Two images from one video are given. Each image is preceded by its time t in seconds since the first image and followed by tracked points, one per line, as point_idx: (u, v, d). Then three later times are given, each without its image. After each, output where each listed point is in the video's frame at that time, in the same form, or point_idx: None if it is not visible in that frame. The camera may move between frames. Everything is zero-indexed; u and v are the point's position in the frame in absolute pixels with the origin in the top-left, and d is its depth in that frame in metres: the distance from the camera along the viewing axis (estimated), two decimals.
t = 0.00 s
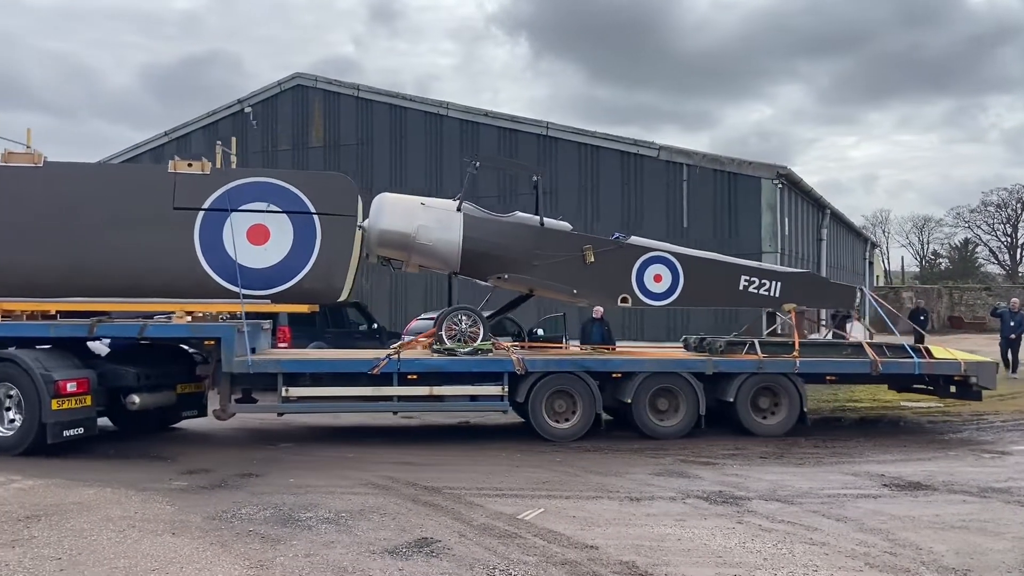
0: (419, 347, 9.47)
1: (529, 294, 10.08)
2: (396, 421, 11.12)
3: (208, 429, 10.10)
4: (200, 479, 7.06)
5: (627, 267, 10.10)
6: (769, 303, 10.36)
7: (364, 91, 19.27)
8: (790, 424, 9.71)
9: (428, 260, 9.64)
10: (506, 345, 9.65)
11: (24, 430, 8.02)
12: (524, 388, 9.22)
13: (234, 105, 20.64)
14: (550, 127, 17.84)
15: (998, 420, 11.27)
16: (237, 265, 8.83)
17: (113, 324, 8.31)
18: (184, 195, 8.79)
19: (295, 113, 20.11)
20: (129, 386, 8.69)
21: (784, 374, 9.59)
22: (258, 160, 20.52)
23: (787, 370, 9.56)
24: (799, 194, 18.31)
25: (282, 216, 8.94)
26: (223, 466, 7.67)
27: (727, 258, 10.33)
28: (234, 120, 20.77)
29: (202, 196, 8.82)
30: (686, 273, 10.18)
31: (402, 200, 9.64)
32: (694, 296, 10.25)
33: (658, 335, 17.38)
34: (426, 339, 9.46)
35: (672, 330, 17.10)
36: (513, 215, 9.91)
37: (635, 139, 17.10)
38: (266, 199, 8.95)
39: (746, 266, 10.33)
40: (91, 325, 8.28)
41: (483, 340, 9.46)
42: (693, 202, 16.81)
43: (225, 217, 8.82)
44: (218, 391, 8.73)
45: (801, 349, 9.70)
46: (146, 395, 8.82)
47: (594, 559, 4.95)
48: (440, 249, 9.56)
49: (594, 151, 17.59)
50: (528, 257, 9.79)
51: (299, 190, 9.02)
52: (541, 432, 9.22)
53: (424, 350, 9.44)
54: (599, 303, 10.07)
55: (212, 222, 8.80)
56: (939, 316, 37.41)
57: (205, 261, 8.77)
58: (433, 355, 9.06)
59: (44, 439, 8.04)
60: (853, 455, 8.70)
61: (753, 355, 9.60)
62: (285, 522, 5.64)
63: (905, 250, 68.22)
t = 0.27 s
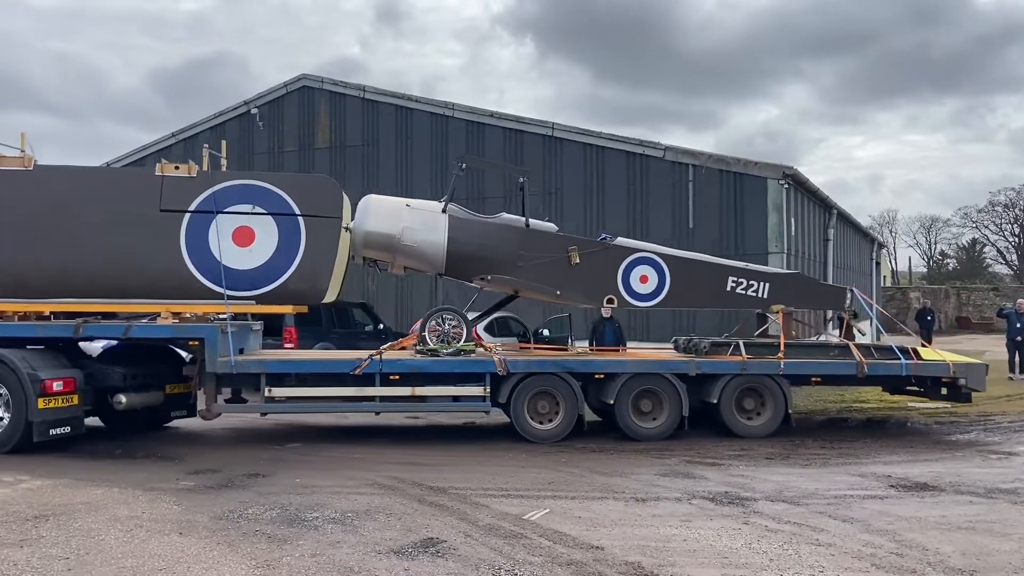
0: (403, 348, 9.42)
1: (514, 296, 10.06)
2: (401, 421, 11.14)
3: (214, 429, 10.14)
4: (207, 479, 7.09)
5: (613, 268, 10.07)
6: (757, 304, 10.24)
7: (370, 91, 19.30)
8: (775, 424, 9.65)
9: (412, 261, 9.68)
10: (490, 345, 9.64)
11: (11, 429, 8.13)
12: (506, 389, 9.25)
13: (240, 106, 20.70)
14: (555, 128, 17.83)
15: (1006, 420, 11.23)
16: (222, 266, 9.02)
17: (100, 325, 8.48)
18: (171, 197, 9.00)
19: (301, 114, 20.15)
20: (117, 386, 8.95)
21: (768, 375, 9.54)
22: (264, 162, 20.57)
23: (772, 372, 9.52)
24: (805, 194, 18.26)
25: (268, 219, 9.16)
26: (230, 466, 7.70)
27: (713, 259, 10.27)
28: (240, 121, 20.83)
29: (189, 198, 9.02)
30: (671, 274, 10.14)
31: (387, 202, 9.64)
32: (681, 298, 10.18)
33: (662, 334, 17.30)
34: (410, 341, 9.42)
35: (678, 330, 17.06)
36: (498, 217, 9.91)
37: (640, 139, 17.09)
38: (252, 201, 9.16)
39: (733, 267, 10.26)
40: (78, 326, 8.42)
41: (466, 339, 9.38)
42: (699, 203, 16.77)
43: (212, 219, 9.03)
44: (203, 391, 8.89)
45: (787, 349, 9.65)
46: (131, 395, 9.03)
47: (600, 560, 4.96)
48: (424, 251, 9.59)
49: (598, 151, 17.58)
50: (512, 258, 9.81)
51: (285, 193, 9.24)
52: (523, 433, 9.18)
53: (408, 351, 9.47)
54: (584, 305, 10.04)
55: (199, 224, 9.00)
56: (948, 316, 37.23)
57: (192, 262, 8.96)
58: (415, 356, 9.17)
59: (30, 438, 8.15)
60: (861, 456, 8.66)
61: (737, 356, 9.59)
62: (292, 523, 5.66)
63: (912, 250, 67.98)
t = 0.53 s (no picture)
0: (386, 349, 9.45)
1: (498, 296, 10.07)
2: (406, 421, 11.16)
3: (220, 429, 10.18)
4: (213, 479, 7.12)
5: (598, 269, 9.97)
6: (743, 304, 10.10)
7: (376, 91, 19.32)
8: (758, 425, 9.55)
9: (396, 262, 9.75)
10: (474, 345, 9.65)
11: None
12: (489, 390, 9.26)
13: (246, 108, 20.77)
14: (560, 129, 17.83)
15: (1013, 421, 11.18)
16: (206, 267, 9.12)
17: (84, 325, 8.65)
18: (157, 199, 9.10)
19: (307, 115, 20.20)
20: (102, 385, 9.10)
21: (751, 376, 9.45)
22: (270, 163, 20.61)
23: (754, 373, 9.43)
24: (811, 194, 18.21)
25: (252, 220, 9.24)
26: (235, 466, 7.74)
27: (699, 259, 10.16)
28: (247, 122, 20.89)
29: (174, 200, 9.12)
30: (657, 274, 10.03)
31: (372, 202, 9.75)
32: (668, 299, 10.07)
33: (667, 331, 17.30)
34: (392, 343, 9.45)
35: (684, 329, 17.02)
36: (482, 218, 9.90)
37: (646, 139, 17.07)
38: (238, 203, 9.25)
39: (720, 267, 10.12)
40: (63, 326, 8.60)
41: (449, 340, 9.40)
42: (705, 205, 16.75)
43: (197, 220, 9.13)
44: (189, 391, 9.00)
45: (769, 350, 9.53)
46: (117, 394, 9.16)
47: (605, 560, 4.96)
48: (408, 251, 9.66)
49: (603, 151, 17.58)
50: (493, 258, 9.81)
51: (270, 195, 9.32)
52: (504, 434, 9.20)
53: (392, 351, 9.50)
54: (568, 305, 9.97)
55: (184, 225, 9.11)
56: (955, 316, 37.09)
57: (177, 263, 9.06)
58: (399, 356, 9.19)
59: (16, 436, 8.26)
60: (867, 457, 8.64)
61: (722, 357, 9.51)
62: (298, 523, 5.68)
63: (918, 250, 67.75)
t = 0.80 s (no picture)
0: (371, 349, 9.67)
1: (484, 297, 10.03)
2: (411, 421, 11.16)
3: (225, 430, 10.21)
4: (219, 480, 7.14)
5: (584, 270, 9.95)
6: (728, 304, 10.08)
7: (382, 91, 19.31)
8: (744, 423, 9.52)
9: (382, 263, 9.73)
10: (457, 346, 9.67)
11: None
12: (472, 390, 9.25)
13: (251, 109, 20.83)
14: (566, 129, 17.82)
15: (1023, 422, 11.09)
16: (193, 268, 9.32)
17: (70, 326, 8.76)
18: (144, 200, 9.28)
19: (313, 116, 20.24)
20: (89, 385, 9.18)
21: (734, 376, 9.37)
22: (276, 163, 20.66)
23: (737, 373, 9.34)
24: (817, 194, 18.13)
25: (238, 222, 9.47)
26: (241, 466, 7.77)
27: (685, 259, 10.13)
28: (253, 123, 20.95)
29: (161, 202, 9.30)
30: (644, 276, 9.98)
31: (357, 204, 9.72)
32: (655, 300, 10.03)
33: (671, 335, 17.15)
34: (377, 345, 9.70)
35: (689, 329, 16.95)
36: (468, 219, 9.91)
37: (652, 140, 17.04)
38: (223, 204, 9.45)
39: (707, 266, 10.08)
40: (49, 326, 8.73)
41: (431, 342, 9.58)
42: (711, 206, 16.72)
43: (184, 221, 9.32)
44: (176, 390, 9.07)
45: (755, 351, 9.50)
46: (106, 393, 9.23)
47: (611, 561, 4.95)
48: (393, 253, 9.64)
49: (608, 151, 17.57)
50: (479, 259, 9.81)
51: (255, 197, 9.54)
52: (485, 433, 9.20)
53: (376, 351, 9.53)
54: (554, 306, 9.97)
55: (171, 226, 9.30)
56: (963, 317, 36.93)
57: (163, 263, 9.26)
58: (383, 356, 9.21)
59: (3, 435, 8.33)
60: (874, 458, 8.59)
61: (705, 358, 9.44)
62: (304, 523, 5.68)
63: (925, 251, 67.50)
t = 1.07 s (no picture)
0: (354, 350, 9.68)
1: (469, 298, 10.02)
2: (414, 421, 11.18)
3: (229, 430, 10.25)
4: (225, 480, 7.16)
5: (568, 271, 9.93)
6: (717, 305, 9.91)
7: (387, 92, 19.33)
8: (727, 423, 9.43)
9: (365, 266, 9.78)
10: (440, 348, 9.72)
11: None
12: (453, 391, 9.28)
13: (257, 109, 20.87)
14: (571, 129, 17.81)
15: None
16: (178, 270, 9.37)
17: (56, 327, 8.97)
18: (130, 203, 9.33)
19: (318, 117, 20.27)
20: (78, 385, 9.37)
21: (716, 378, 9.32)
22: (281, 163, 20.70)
23: (719, 375, 9.29)
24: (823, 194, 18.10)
25: (223, 223, 9.47)
26: (246, 467, 7.80)
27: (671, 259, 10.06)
28: (259, 124, 20.98)
29: (147, 205, 9.35)
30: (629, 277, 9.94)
31: (342, 206, 9.75)
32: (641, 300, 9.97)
33: (674, 337, 17.04)
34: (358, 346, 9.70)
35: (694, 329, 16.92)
36: (453, 221, 9.92)
37: (657, 140, 17.03)
38: (208, 206, 9.46)
39: (692, 267, 10.00)
40: (37, 327, 8.94)
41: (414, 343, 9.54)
42: (716, 205, 16.70)
43: (169, 224, 9.35)
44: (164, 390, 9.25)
45: (738, 353, 9.45)
46: (94, 393, 9.39)
47: (617, 561, 4.96)
48: (376, 255, 9.68)
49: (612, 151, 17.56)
50: (464, 260, 9.83)
51: (240, 199, 9.52)
52: (468, 435, 9.19)
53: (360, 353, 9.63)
54: (539, 307, 9.95)
55: (157, 229, 9.34)
56: (969, 317, 36.82)
57: (149, 266, 9.31)
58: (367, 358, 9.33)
59: None
60: (879, 458, 8.58)
61: (687, 360, 9.41)
62: (310, 523, 5.70)
63: (931, 251, 67.31)
